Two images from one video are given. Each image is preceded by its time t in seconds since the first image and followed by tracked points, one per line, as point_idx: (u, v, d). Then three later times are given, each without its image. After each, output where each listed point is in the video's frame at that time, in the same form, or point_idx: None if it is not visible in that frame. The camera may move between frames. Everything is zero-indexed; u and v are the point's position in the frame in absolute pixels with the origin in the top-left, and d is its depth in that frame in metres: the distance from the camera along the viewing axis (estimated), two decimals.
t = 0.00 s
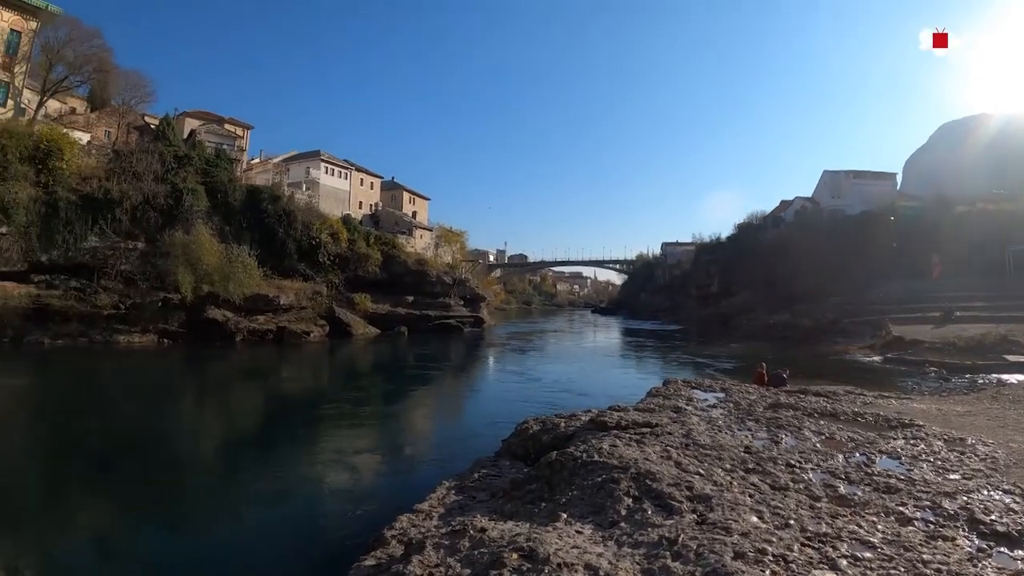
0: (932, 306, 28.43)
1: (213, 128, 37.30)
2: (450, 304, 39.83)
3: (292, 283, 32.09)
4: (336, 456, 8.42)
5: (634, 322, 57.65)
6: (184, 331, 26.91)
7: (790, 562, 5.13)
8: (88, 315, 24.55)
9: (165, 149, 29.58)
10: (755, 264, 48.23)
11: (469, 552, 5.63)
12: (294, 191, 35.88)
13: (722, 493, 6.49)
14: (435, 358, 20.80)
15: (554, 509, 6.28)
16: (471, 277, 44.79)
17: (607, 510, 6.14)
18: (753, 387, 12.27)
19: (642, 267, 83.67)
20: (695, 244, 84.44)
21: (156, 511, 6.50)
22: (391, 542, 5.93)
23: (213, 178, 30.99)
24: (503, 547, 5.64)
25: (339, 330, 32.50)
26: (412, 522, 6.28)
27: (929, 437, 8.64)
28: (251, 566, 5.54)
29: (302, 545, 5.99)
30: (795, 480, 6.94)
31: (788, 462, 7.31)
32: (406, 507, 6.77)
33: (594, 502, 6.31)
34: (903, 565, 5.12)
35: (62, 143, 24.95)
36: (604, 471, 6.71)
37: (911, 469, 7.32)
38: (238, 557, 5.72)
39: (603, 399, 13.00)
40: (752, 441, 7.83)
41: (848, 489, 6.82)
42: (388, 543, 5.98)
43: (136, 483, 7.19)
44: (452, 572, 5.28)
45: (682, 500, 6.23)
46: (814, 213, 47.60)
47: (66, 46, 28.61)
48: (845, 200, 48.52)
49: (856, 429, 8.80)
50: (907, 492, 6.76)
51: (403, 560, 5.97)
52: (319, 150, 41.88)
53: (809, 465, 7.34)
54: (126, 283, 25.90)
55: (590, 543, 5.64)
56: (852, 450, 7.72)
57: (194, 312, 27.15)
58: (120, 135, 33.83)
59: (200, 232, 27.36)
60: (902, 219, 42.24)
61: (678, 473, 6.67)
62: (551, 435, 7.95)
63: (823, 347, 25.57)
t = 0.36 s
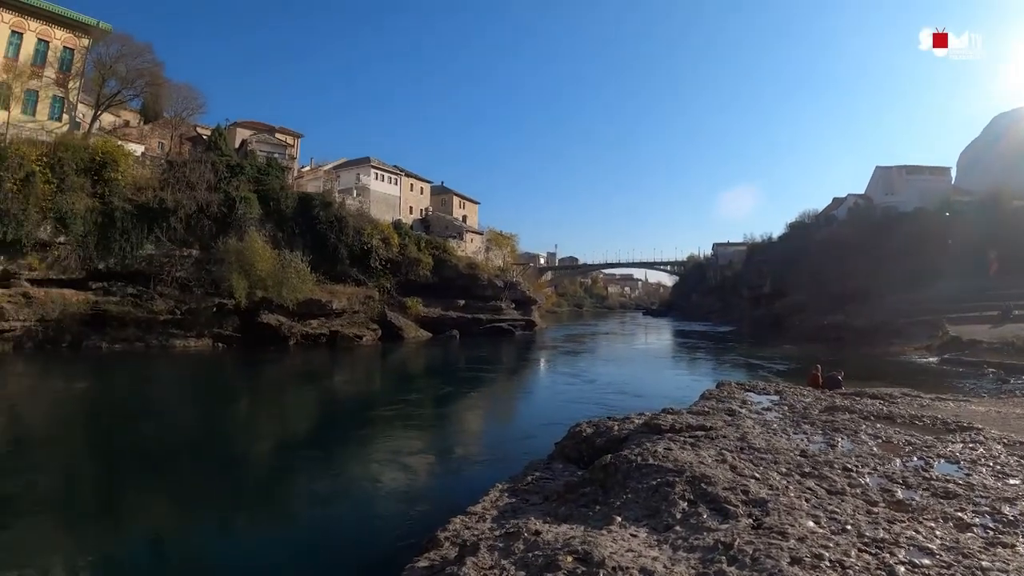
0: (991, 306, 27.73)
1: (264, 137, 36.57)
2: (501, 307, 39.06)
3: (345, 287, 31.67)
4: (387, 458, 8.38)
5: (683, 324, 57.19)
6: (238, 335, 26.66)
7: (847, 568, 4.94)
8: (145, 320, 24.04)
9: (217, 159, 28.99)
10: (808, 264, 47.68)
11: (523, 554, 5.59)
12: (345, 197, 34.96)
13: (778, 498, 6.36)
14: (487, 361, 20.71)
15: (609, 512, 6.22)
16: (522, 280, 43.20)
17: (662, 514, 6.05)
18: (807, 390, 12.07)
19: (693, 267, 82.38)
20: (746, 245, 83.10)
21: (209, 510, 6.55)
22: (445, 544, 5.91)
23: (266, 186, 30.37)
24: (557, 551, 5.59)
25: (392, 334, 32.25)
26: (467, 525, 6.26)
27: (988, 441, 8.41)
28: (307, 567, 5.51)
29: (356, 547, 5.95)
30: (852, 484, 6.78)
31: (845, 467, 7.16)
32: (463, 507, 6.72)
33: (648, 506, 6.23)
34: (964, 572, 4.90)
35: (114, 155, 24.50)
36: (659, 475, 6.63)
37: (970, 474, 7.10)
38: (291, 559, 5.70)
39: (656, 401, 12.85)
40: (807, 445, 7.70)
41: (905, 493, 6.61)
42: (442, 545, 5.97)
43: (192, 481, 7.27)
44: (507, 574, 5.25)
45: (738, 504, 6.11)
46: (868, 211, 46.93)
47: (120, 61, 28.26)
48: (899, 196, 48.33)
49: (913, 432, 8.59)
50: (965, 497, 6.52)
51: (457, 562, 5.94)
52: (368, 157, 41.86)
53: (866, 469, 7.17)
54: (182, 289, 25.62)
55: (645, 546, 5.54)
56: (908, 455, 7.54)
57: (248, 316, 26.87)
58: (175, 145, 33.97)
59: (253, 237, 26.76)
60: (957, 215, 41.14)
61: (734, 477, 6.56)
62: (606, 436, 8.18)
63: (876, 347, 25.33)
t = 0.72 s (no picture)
0: None
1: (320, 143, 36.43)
2: (558, 309, 38.21)
3: (402, 291, 30.98)
4: (442, 459, 8.30)
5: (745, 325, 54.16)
6: (298, 339, 26.75)
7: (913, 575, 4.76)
8: (206, 324, 24.31)
9: (275, 167, 28.86)
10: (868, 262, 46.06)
11: (582, 557, 5.57)
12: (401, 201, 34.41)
13: (840, 503, 6.20)
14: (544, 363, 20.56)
15: (669, 515, 6.14)
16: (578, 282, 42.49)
17: (723, 518, 5.94)
18: (868, 391, 11.78)
19: (751, 267, 80.67)
20: (805, 243, 81.65)
21: (266, 510, 6.60)
22: (504, 546, 5.90)
23: (323, 192, 29.84)
24: (618, 553, 5.53)
25: (449, 337, 31.70)
26: (525, 527, 6.23)
27: None
28: (366, 567, 5.50)
29: (413, 548, 5.91)
30: (915, 489, 6.60)
31: (908, 471, 6.98)
32: (524, 507, 6.66)
33: (709, 509, 6.12)
34: None
35: (173, 164, 24.73)
36: (720, 478, 6.52)
37: None
38: (348, 559, 5.70)
39: (717, 405, 12.69)
40: (870, 448, 7.54)
41: (971, 499, 6.38)
42: (501, 547, 5.95)
43: (251, 480, 7.36)
44: None
45: (799, 508, 5.96)
46: (928, 203, 44.40)
47: (177, 74, 29.20)
48: (959, 188, 45.58)
49: (979, 436, 8.32)
50: None
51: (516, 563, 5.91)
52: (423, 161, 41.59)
53: (929, 474, 6.98)
54: (242, 294, 25.68)
55: (706, 550, 5.44)
56: (974, 460, 7.31)
57: (307, 320, 26.73)
58: (232, 154, 33.38)
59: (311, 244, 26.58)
60: None
61: (795, 481, 6.43)
62: (664, 440, 7.66)
63: (941, 347, 25.75)
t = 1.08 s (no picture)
0: None
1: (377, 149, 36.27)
2: (617, 311, 37.07)
3: (461, 294, 30.64)
4: (497, 460, 8.21)
5: (800, 324, 53.31)
6: (358, 341, 26.73)
7: None
8: (268, 327, 24.66)
9: (332, 172, 28.10)
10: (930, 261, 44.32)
11: (643, 559, 5.50)
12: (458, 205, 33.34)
13: (905, 508, 6.04)
14: (602, 364, 20.35)
15: (731, 519, 6.05)
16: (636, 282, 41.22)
17: (786, 522, 5.81)
18: (932, 394, 11.50)
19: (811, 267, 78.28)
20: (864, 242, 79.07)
21: (321, 510, 6.64)
22: (564, 547, 5.85)
23: (380, 198, 29.25)
24: (679, 556, 5.44)
25: (507, 338, 31.31)
26: (585, 529, 6.18)
27: None
28: (423, 566, 5.48)
29: (471, 548, 5.88)
30: (982, 495, 6.39)
31: (975, 477, 6.77)
32: (586, 509, 6.59)
33: (771, 513, 6.00)
34: None
35: (233, 170, 24.53)
36: (783, 482, 6.39)
37: None
38: (403, 558, 5.69)
39: (781, 407, 12.55)
40: (935, 453, 7.36)
41: None
42: (561, 548, 5.90)
43: (309, 480, 7.42)
44: None
45: (864, 513, 5.79)
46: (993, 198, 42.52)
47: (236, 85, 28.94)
48: None
49: None
50: None
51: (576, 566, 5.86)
52: (480, 164, 41.20)
53: (997, 479, 6.76)
54: (302, 297, 25.83)
55: (769, 554, 5.32)
56: None
57: (367, 323, 26.70)
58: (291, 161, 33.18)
59: (371, 249, 26.24)
60: None
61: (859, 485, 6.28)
62: (725, 443, 7.52)
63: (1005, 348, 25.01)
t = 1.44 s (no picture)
0: None
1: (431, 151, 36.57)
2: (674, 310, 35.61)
3: (517, 293, 30.30)
4: (550, 462, 8.08)
5: (859, 324, 51.38)
6: (414, 341, 26.75)
7: None
8: (326, 328, 25.00)
9: (387, 175, 27.95)
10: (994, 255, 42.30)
11: (703, 562, 5.39)
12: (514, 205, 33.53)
13: (969, 513, 5.83)
14: (660, 364, 20.16)
15: (790, 521, 5.93)
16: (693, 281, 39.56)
17: (847, 525, 5.65)
18: (997, 396, 11.14)
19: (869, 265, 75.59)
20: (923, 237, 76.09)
21: (375, 511, 6.65)
22: (621, 548, 5.79)
23: (436, 199, 28.89)
24: (740, 559, 5.30)
25: (563, 339, 30.68)
26: (643, 530, 6.13)
27: None
28: (480, 566, 5.50)
29: (530, 551, 5.79)
30: None
31: None
32: (644, 510, 6.52)
33: (832, 516, 5.84)
34: None
35: (290, 176, 25.10)
36: (845, 484, 6.20)
37: None
38: (458, 557, 5.72)
39: (841, 405, 12.49)
40: (1001, 457, 7.11)
41: None
42: (618, 549, 5.84)
43: (366, 479, 7.46)
44: None
45: (927, 518, 5.59)
46: None
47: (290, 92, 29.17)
48: None
49: None
50: None
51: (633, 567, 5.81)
52: (533, 165, 41.34)
53: None
54: (360, 299, 25.97)
55: (829, 559, 5.18)
56: None
57: (423, 323, 26.71)
58: (346, 164, 33.90)
59: (426, 250, 26.15)
60: None
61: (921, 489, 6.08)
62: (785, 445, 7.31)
63: None
